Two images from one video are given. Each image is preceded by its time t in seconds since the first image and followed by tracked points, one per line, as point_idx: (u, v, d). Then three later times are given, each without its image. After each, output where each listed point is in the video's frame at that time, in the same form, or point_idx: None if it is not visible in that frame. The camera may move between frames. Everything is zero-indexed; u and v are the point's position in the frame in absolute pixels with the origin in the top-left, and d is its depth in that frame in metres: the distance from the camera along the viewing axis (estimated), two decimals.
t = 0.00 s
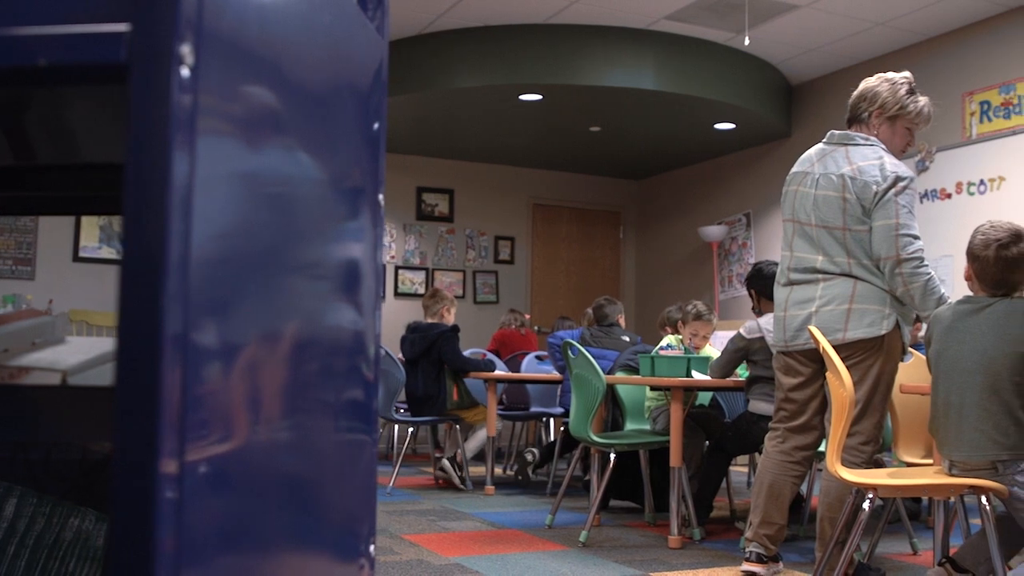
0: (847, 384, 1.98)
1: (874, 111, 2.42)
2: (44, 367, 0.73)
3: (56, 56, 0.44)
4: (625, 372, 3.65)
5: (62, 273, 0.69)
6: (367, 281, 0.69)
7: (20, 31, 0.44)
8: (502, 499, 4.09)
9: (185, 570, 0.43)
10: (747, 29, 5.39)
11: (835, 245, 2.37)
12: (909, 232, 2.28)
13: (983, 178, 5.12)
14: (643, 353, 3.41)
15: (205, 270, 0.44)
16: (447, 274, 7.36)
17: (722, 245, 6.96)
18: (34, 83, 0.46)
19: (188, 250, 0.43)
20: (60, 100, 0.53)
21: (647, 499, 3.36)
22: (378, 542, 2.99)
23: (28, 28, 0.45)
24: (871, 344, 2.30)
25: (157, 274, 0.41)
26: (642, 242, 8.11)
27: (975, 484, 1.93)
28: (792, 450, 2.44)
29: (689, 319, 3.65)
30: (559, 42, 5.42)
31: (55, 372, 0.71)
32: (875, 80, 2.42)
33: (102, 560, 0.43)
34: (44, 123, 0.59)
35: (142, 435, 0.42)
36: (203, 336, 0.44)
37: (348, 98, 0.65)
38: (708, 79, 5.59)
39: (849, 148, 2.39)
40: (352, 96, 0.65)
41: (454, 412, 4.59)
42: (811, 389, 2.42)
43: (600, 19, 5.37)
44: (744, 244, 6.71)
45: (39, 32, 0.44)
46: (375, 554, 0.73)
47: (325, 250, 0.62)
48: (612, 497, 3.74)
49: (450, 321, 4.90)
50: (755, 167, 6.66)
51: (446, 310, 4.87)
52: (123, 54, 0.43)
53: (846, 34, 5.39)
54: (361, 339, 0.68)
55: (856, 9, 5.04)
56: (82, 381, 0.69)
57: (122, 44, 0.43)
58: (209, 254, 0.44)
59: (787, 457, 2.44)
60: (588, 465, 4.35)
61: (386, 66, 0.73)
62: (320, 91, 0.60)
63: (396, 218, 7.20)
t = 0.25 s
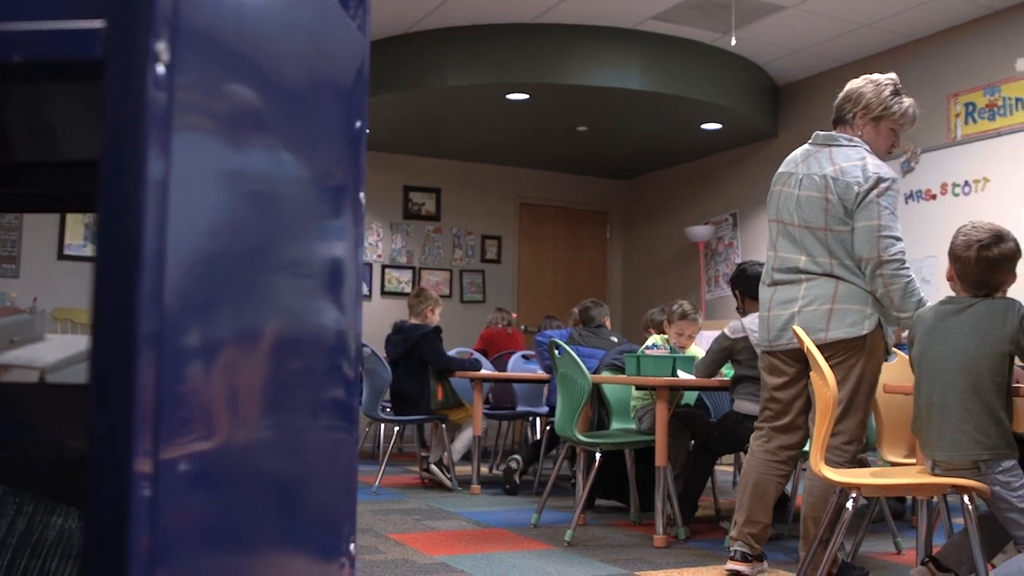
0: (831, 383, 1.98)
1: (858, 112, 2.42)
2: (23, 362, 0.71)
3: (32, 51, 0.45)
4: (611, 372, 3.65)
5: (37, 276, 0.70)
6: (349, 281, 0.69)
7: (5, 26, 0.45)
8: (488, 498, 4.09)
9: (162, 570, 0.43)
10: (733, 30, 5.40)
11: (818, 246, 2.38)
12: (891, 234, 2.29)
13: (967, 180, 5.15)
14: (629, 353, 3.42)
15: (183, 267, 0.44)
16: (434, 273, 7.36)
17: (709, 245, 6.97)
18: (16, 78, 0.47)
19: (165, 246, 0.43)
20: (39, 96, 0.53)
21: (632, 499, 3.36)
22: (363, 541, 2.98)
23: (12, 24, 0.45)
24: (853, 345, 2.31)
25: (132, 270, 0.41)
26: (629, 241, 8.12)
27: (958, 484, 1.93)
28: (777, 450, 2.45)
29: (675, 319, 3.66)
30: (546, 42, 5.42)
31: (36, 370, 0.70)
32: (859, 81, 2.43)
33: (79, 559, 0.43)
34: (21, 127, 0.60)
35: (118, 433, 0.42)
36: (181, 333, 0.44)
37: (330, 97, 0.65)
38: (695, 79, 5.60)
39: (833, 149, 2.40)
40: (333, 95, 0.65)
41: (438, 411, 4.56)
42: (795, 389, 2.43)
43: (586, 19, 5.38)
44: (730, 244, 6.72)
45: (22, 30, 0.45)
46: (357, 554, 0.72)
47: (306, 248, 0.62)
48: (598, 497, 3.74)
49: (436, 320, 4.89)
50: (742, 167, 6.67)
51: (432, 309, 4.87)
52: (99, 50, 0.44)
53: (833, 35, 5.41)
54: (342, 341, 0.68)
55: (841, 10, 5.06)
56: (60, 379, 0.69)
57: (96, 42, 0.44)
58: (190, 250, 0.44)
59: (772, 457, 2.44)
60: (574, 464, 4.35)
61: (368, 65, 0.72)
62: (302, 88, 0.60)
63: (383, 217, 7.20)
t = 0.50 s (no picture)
0: (819, 381, 1.98)
1: (847, 112, 2.43)
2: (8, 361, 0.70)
3: (21, 48, 0.46)
4: (601, 371, 3.65)
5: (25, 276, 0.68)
6: (335, 280, 0.69)
7: None
8: (477, 498, 4.08)
9: (143, 569, 0.44)
10: (723, 29, 5.41)
11: (805, 245, 2.39)
12: (876, 233, 2.29)
13: (956, 179, 5.16)
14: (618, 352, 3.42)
15: (167, 267, 0.45)
16: (424, 272, 7.36)
17: (699, 245, 6.98)
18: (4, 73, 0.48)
19: (146, 245, 0.43)
20: (21, 91, 0.54)
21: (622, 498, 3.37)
22: (352, 540, 2.98)
23: None
24: (839, 343, 2.32)
25: (114, 269, 0.42)
26: (619, 240, 8.12)
27: (944, 481, 1.93)
28: (767, 448, 2.45)
29: (664, 318, 3.66)
30: (536, 41, 5.42)
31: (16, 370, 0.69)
32: (848, 82, 2.44)
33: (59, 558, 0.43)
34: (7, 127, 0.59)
35: (99, 434, 0.42)
36: (164, 334, 0.45)
37: (315, 95, 0.65)
38: (685, 79, 5.61)
39: (820, 149, 2.40)
40: (318, 94, 0.65)
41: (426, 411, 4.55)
42: (784, 388, 2.43)
43: (577, 18, 5.38)
44: (720, 244, 6.72)
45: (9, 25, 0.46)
46: (342, 552, 0.72)
47: (292, 247, 0.62)
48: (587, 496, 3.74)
49: (426, 320, 4.88)
50: (732, 167, 6.68)
51: (421, 309, 4.86)
52: (79, 47, 0.44)
53: (823, 35, 5.42)
54: (328, 341, 0.68)
55: (831, 10, 5.06)
56: (40, 379, 0.67)
57: (76, 40, 0.44)
58: (173, 252, 0.45)
59: (762, 455, 2.45)
60: (564, 464, 4.35)
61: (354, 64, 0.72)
62: (287, 87, 0.60)
63: (373, 216, 7.19)
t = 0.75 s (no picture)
0: (803, 380, 1.99)
1: (831, 111, 2.44)
2: None
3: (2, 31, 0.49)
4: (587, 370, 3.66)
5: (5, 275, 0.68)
6: (318, 280, 0.69)
7: None
8: (464, 497, 4.09)
9: (117, 567, 0.47)
10: (710, 29, 5.42)
11: (789, 245, 2.40)
12: (858, 233, 2.30)
13: (941, 179, 5.19)
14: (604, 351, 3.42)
15: (146, 268, 0.48)
16: (411, 271, 7.35)
17: (686, 244, 6.99)
18: None
19: (122, 244, 0.47)
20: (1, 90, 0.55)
21: (608, 496, 3.37)
22: (337, 540, 2.98)
23: None
24: (822, 342, 2.32)
25: (90, 268, 0.45)
26: (606, 239, 8.12)
27: (928, 480, 1.94)
28: (753, 446, 2.46)
29: (650, 317, 3.67)
30: (524, 40, 5.42)
31: None
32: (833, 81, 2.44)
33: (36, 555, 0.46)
34: None
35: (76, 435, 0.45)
36: (142, 339, 0.48)
37: (296, 91, 0.65)
38: (671, 78, 5.62)
39: (804, 149, 2.41)
40: (297, 89, 0.65)
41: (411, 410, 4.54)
42: (769, 386, 2.44)
43: (564, 17, 5.38)
44: (707, 243, 6.73)
45: None
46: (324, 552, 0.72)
47: (273, 245, 0.62)
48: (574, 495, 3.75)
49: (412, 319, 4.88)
50: (719, 166, 6.69)
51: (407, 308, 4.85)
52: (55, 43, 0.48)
53: (809, 35, 5.43)
54: (310, 339, 0.68)
55: (817, 10, 5.07)
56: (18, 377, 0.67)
57: (53, 34, 0.48)
58: (150, 253, 0.49)
59: (748, 453, 2.45)
60: (550, 463, 4.36)
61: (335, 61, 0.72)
62: (270, 83, 0.61)
63: (360, 215, 7.18)
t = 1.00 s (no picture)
0: (789, 378, 1.99)
1: (817, 111, 2.44)
2: None
3: None
4: (574, 369, 3.66)
5: None
6: (300, 280, 0.70)
7: None
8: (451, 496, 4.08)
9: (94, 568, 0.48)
10: (696, 29, 5.44)
11: (773, 244, 2.41)
12: (840, 231, 2.31)
13: (926, 179, 5.21)
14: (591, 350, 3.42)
15: (131, 265, 0.49)
16: (398, 270, 7.34)
17: (673, 243, 7.00)
18: None
19: (99, 239, 0.47)
20: None
21: (595, 495, 3.37)
22: (323, 539, 2.97)
23: None
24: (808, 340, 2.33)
25: (66, 262, 0.45)
26: (593, 239, 8.13)
27: (913, 478, 1.95)
28: (739, 444, 2.46)
29: (637, 316, 3.67)
30: (511, 39, 5.42)
31: None
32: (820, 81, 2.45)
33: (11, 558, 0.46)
34: None
35: (51, 437, 0.46)
36: (122, 337, 0.49)
37: (277, 88, 0.65)
38: (658, 77, 5.62)
39: (789, 148, 2.42)
40: (278, 87, 0.65)
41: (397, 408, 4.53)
42: (755, 385, 2.44)
43: (551, 16, 5.38)
44: (694, 242, 6.74)
45: None
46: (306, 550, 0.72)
47: (257, 245, 0.63)
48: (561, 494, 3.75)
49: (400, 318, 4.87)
50: (705, 166, 6.71)
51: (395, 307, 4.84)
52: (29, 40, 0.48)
53: (795, 35, 5.45)
54: (293, 337, 0.68)
55: (803, 10, 5.09)
56: None
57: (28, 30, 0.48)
58: (130, 251, 0.49)
59: (734, 451, 2.46)
60: (538, 462, 4.36)
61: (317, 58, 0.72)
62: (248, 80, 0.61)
63: (347, 214, 7.18)
